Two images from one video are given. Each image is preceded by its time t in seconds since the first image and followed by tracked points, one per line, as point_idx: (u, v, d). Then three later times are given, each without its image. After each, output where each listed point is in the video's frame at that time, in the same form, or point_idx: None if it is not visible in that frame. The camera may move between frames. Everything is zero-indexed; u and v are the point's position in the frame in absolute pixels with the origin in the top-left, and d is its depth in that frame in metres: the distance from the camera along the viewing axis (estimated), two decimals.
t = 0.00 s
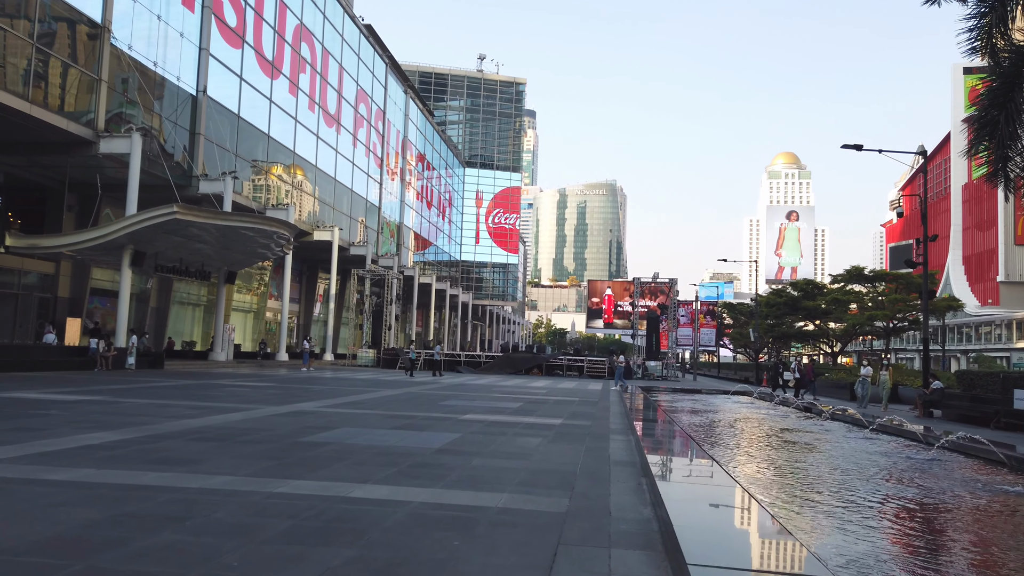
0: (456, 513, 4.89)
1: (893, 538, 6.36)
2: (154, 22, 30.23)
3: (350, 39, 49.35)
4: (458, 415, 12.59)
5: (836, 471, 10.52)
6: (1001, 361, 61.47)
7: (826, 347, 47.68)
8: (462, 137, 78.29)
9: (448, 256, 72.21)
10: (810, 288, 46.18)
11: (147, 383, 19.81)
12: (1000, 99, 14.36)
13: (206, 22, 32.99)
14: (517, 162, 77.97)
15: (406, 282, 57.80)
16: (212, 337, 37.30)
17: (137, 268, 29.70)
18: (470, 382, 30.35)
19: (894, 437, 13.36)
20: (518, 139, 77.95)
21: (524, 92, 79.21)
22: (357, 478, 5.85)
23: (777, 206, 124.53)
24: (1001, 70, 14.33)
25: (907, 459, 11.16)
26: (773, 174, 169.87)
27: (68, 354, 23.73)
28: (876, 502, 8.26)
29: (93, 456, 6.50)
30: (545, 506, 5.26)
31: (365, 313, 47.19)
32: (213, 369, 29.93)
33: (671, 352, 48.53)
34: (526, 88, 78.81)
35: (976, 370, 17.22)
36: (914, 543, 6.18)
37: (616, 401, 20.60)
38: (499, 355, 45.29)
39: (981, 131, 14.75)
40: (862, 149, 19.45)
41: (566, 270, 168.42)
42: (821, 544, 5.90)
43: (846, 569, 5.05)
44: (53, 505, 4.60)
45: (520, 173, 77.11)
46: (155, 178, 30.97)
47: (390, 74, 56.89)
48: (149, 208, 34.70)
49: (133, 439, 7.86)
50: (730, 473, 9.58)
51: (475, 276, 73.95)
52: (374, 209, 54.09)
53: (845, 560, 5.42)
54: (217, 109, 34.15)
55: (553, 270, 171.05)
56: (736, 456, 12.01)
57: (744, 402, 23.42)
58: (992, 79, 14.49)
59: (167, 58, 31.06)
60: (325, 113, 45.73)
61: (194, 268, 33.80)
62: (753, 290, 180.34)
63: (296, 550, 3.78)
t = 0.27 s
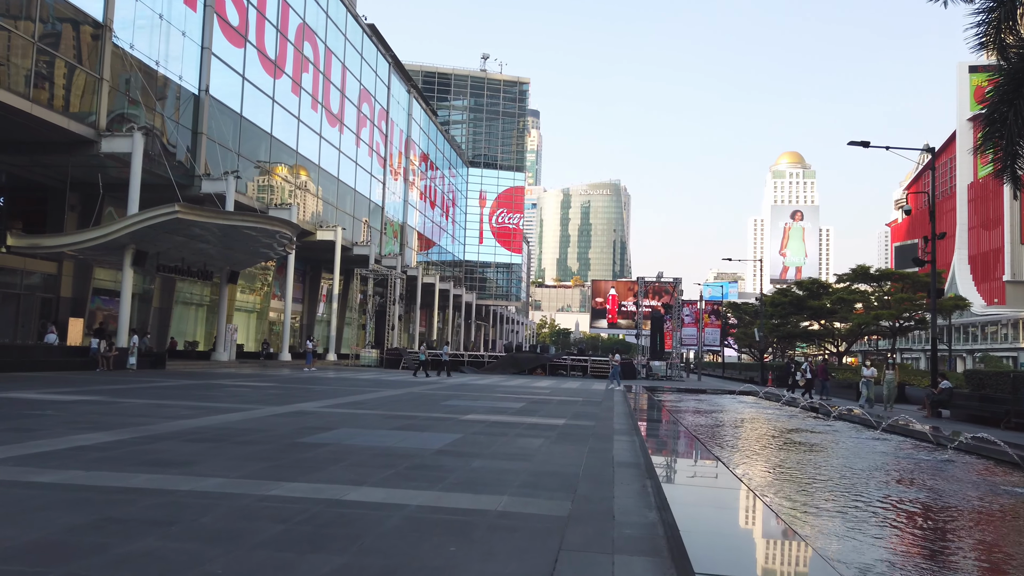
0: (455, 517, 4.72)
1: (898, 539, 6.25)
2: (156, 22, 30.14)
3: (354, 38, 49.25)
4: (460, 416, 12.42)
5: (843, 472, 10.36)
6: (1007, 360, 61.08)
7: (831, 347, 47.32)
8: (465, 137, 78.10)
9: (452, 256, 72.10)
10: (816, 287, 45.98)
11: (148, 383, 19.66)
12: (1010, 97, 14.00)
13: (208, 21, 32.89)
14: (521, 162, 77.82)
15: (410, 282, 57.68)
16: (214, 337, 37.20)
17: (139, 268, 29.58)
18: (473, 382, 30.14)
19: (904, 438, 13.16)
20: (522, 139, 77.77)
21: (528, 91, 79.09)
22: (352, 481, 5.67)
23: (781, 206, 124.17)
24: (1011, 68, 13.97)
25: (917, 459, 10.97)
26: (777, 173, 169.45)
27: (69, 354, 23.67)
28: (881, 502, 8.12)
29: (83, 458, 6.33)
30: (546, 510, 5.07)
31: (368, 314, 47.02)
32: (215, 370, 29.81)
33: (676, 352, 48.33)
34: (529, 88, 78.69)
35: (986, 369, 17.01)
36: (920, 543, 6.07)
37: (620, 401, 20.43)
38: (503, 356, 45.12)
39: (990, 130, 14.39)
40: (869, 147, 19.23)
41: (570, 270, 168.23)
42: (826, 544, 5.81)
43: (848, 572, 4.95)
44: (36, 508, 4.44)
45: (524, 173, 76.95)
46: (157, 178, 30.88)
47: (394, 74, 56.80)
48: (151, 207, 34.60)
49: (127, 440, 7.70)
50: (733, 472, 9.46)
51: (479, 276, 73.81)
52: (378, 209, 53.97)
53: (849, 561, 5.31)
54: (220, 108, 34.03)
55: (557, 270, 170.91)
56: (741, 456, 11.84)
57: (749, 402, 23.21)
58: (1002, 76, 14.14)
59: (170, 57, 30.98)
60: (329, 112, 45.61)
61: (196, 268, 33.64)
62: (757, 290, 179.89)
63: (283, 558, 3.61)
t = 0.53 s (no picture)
0: (445, 524, 4.53)
1: (898, 540, 6.11)
2: (153, 21, 29.93)
3: (353, 38, 49.07)
4: (457, 417, 12.21)
5: (843, 474, 10.20)
6: (1008, 360, 60.87)
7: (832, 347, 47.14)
8: (465, 137, 77.78)
9: (452, 256, 71.88)
10: (817, 287, 45.82)
11: (143, 384, 19.46)
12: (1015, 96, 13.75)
13: (206, 20, 32.70)
14: (521, 162, 77.58)
15: (409, 283, 57.46)
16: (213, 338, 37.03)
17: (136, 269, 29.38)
18: (472, 383, 29.95)
19: (910, 439, 12.96)
20: (522, 139, 77.52)
21: (528, 91, 78.87)
22: (342, 486, 5.47)
23: (782, 205, 123.90)
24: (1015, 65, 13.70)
25: (919, 461, 10.79)
26: (777, 173, 169.16)
27: (65, 355, 23.51)
28: (881, 504, 7.98)
29: (66, 463, 6.13)
30: (542, 516, 4.88)
31: (367, 314, 46.79)
32: (212, 371, 29.64)
33: (676, 352, 48.15)
34: (529, 88, 78.47)
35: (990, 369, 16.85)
36: (919, 545, 5.94)
37: (620, 402, 20.25)
38: (503, 356, 44.96)
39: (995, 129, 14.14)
40: (872, 144, 19.02)
41: (570, 270, 168.02)
42: (829, 546, 5.68)
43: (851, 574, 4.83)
44: (9, 518, 4.25)
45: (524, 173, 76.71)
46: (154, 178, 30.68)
47: (393, 74, 56.61)
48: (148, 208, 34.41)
49: (114, 443, 7.51)
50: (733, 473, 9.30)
51: (479, 277, 73.60)
52: (377, 209, 53.77)
53: (853, 563, 5.19)
54: (217, 108, 33.83)
55: (557, 270, 170.70)
56: (741, 458, 11.71)
57: (749, 402, 23.04)
58: (1006, 75, 13.88)
59: (167, 56, 30.77)
60: (327, 112, 45.45)
61: (193, 269, 33.43)
62: (757, 289, 179.66)
63: (263, 570, 3.42)
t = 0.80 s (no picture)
0: (441, 532, 4.35)
1: (907, 545, 5.95)
2: (154, 21, 29.80)
3: (355, 38, 48.93)
4: (458, 418, 12.03)
5: (851, 476, 9.99)
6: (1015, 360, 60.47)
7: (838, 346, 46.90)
8: (468, 137, 77.54)
9: (456, 256, 71.74)
10: (822, 286, 45.57)
11: (143, 386, 19.33)
12: None
13: (207, 20, 32.58)
14: (524, 161, 77.33)
15: (412, 283, 57.31)
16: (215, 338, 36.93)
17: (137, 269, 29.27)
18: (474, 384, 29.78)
19: (920, 441, 12.75)
20: (525, 139, 77.28)
21: (531, 91, 78.63)
22: (335, 490, 5.31)
23: (786, 205, 123.44)
24: None
25: (930, 464, 10.57)
26: (781, 172, 168.63)
27: (66, 356, 23.41)
28: (886, 505, 7.86)
29: (54, 467, 5.97)
30: (540, 524, 4.69)
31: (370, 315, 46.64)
32: (215, 372, 29.54)
33: (680, 352, 47.91)
34: (532, 88, 78.22)
35: (1000, 369, 16.68)
36: (927, 550, 5.78)
37: (624, 403, 20.05)
38: (506, 357, 44.83)
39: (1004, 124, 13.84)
40: (879, 141, 18.82)
41: (574, 271, 167.75)
42: (834, 550, 5.53)
43: None
44: None
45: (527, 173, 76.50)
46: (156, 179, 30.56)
47: (396, 74, 56.48)
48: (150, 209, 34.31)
49: (106, 446, 7.34)
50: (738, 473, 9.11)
51: (482, 277, 73.44)
52: (380, 210, 53.63)
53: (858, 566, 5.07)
54: (219, 108, 33.71)
55: (561, 270, 170.47)
56: (744, 458, 11.58)
57: (754, 403, 22.84)
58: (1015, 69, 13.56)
59: (168, 56, 30.64)
60: (330, 112, 45.31)
61: (195, 269, 33.32)
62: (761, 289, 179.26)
63: None
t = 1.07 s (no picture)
0: (437, 537, 4.16)
1: (912, 545, 5.75)
2: (154, 20, 29.65)
3: (356, 38, 48.76)
4: (458, 419, 11.85)
5: (857, 476, 9.76)
6: (1019, 360, 60.15)
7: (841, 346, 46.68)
8: (469, 137, 77.35)
9: (458, 256, 71.59)
10: (825, 286, 45.34)
11: (142, 386, 19.17)
12: None
13: (207, 19, 32.43)
14: (526, 161, 77.12)
15: (414, 283, 57.15)
16: (216, 339, 36.76)
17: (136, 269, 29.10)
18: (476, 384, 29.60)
19: (929, 442, 12.54)
20: (527, 139, 77.08)
21: (532, 91, 78.41)
22: (327, 493, 5.14)
23: (788, 205, 123.16)
24: None
25: (938, 465, 10.32)
26: (784, 172, 168.26)
27: (64, 356, 23.24)
28: (891, 504, 7.71)
29: (39, 470, 5.79)
30: (540, 529, 4.50)
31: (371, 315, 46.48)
32: (215, 372, 29.39)
33: (683, 352, 47.71)
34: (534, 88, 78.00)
35: (1008, 369, 16.52)
36: (933, 551, 5.57)
37: (627, 403, 19.85)
38: (508, 357, 44.65)
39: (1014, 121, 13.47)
40: (884, 138, 18.62)
41: (576, 271, 167.55)
42: (837, 549, 5.40)
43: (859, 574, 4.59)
44: None
45: (529, 173, 76.31)
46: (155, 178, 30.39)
47: (397, 74, 56.34)
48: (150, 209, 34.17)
49: (96, 448, 7.16)
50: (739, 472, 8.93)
51: (484, 277, 73.32)
52: (381, 210, 53.47)
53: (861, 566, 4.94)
54: (219, 108, 33.54)
55: (563, 270, 170.30)
56: (747, 458, 11.44)
57: (757, 403, 22.64)
58: None
59: (167, 56, 30.47)
60: (331, 112, 45.16)
61: (195, 269, 33.15)
62: (764, 289, 178.97)
63: None
